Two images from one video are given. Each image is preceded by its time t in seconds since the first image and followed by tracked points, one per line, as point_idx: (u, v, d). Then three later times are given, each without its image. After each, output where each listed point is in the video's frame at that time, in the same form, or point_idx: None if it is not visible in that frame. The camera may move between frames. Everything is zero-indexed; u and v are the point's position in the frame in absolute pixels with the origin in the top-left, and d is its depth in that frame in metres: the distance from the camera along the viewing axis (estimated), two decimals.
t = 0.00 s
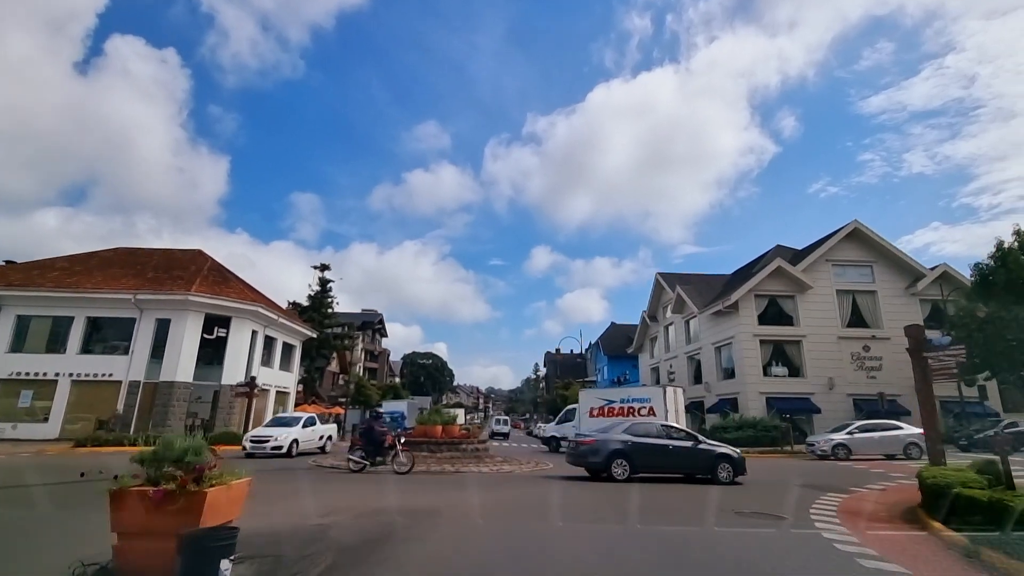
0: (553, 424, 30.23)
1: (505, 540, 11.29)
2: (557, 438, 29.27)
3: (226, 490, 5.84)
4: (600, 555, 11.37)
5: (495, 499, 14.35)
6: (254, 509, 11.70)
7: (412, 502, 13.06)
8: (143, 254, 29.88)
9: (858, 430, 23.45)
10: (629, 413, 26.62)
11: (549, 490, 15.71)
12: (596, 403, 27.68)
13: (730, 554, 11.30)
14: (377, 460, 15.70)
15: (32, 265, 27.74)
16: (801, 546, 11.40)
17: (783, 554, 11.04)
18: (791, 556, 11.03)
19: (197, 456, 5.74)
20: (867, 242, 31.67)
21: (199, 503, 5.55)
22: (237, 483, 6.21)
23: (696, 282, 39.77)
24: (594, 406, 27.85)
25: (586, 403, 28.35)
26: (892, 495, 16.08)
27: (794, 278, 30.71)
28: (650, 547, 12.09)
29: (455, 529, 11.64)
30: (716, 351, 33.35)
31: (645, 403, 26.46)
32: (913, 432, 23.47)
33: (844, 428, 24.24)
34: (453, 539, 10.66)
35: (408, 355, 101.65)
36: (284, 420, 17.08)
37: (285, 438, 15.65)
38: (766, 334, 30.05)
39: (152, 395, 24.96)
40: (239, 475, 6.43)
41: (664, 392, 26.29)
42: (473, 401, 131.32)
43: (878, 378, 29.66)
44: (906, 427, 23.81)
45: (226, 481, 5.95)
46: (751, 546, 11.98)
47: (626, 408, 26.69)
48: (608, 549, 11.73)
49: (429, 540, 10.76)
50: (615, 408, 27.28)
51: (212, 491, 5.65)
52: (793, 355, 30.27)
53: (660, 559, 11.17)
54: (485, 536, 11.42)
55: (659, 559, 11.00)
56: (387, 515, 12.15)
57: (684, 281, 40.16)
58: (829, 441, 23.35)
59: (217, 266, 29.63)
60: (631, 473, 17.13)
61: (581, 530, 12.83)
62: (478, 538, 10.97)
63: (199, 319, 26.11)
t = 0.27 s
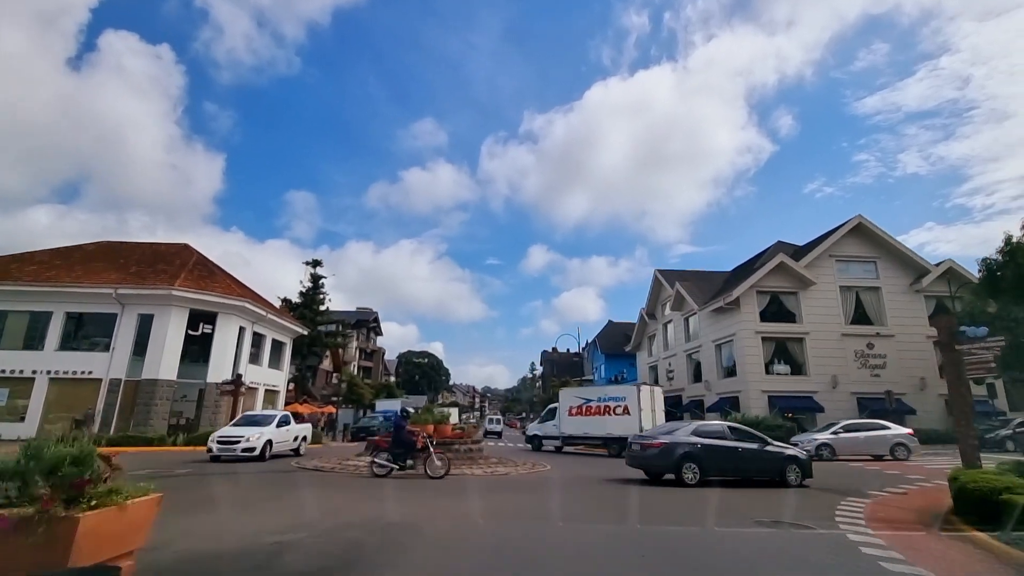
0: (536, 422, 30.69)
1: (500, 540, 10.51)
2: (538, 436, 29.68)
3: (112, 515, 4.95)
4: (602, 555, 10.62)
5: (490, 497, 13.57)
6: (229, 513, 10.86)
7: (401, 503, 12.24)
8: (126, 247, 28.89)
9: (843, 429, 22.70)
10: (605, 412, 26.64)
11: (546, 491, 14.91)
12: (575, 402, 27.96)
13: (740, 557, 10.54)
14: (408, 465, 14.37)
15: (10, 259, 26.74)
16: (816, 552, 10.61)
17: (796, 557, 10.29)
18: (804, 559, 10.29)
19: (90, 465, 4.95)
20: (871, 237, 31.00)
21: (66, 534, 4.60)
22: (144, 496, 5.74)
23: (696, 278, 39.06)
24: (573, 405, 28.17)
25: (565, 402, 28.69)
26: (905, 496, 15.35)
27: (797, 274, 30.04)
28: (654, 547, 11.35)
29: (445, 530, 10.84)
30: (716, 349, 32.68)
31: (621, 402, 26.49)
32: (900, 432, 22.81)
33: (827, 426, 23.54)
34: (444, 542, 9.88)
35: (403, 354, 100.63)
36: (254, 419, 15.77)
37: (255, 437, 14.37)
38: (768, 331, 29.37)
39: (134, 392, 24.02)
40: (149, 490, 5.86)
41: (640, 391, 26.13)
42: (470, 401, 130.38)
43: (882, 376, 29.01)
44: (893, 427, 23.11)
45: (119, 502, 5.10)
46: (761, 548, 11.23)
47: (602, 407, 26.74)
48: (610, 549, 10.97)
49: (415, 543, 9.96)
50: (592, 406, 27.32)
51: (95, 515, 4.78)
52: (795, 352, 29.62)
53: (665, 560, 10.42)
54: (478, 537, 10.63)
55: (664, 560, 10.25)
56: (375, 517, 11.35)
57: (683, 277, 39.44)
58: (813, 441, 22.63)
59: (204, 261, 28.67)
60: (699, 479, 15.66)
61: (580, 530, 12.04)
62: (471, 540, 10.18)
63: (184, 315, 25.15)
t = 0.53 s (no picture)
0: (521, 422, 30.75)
1: (494, 545, 9.83)
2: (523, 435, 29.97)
3: None
4: (602, 556, 9.99)
5: (485, 499, 12.81)
6: (204, 522, 10.12)
7: (389, 506, 11.52)
8: (109, 244, 27.95)
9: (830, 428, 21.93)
10: (582, 411, 26.26)
11: (546, 493, 14.18)
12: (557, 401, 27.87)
13: (750, 560, 9.90)
14: (442, 470, 13.26)
15: None
16: (832, 560, 9.96)
17: (811, 562, 9.66)
18: (819, 565, 9.65)
19: None
20: (873, 232, 30.45)
21: None
22: (7, 526, 6.20)
23: (694, 275, 38.44)
24: (555, 404, 28.12)
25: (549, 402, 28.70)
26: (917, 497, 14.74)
27: (798, 269, 29.45)
28: (658, 548, 10.71)
29: (435, 534, 10.15)
30: (715, 346, 32.06)
31: (598, 400, 25.95)
32: (888, 430, 22.09)
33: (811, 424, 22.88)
34: (432, 549, 9.16)
35: (398, 354, 99.65)
36: (221, 420, 14.63)
37: (227, 441, 13.42)
38: (769, 327, 28.77)
39: (115, 393, 23.16)
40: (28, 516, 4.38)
41: (617, 389, 25.46)
42: (466, 400, 129.65)
43: (885, 373, 28.48)
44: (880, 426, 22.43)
45: None
46: (770, 552, 10.62)
47: (580, 406, 26.36)
48: (611, 550, 10.33)
49: (403, 550, 9.25)
50: (571, 405, 27.03)
51: None
52: (796, 349, 29.05)
53: (670, 563, 9.79)
54: (471, 541, 9.94)
55: (669, 563, 9.60)
56: (361, 523, 10.65)
57: (681, 274, 38.82)
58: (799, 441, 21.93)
59: (189, 257, 27.77)
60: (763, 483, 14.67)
61: (580, 532, 11.39)
62: (463, 545, 9.50)
63: (168, 313, 24.27)
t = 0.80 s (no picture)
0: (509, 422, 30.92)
1: (490, 547, 9.12)
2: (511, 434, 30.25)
3: None
4: (606, 556, 9.30)
5: (480, 501, 12.05)
6: (175, 530, 9.36)
7: (376, 508, 10.77)
8: (91, 240, 27.04)
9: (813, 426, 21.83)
10: (562, 407, 25.86)
11: (544, 493, 13.45)
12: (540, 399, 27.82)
13: (763, 562, 9.22)
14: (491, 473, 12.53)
15: None
16: (852, 562, 9.27)
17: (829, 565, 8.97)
18: (839, 567, 8.96)
19: None
20: (875, 223, 29.84)
21: None
22: None
23: (693, 269, 37.77)
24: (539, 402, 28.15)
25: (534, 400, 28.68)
26: (933, 494, 14.07)
27: (800, 262, 28.82)
28: (664, 546, 10.05)
29: (426, 536, 9.44)
30: (716, 341, 31.42)
31: (577, 397, 25.51)
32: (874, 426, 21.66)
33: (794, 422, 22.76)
34: (421, 557, 8.41)
35: (395, 353, 98.75)
36: (190, 420, 13.70)
37: (200, 446, 12.59)
38: (771, 321, 28.14)
39: (97, 394, 22.31)
40: None
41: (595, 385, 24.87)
42: (463, 399, 128.76)
43: (890, 367, 27.89)
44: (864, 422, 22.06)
45: None
46: (784, 552, 9.95)
47: (560, 402, 25.96)
48: (615, 550, 9.65)
49: (390, 554, 8.53)
50: (552, 402, 26.72)
51: None
52: (799, 343, 28.43)
53: (678, 563, 9.09)
54: (465, 543, 9.23)
55: (678, 564, 8.91)
56: (344, 527, 9.88)
57: (680, 268, 38.14)
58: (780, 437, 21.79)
59: (174, 253, 26.89)
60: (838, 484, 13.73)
61: (580, 532, 10.67)
62: (455, 549, 8.77)
63: (151, 310, 23.41)
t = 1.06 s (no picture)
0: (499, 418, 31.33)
1: (488, 548, 8.46)
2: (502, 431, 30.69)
3: None
4: (611, 557, 8.66)
5: (475, 501, 11.38)
6: (152, 533, 8.66)
7: (364, 507, 10.09)
8: (75, 234, 26.22)
9: (790, 424, 21.62)
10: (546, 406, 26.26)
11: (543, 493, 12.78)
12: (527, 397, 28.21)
13: (780, 563, 8.54)
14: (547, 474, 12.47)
15: None
16: (879, 560, 8.64)
17: (850, 566, 8.33)
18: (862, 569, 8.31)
19: None
20: (880, 215, 29.20)
21: None
22: None
23: (693, 264, 37.11)
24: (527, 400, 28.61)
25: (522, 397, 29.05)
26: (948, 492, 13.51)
27: (804, 255, 28.18)
28: (674, 546, 9.43)
29: (418, 537, 8.77)
30: (717, 337, 30.79)
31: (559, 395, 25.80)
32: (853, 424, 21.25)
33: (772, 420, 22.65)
34: (411, 564, 7.73)
35: (392, 351, 98.01)
36: (162, 419, 12.82)
37: (181, 449, 11.85)
38: (774, 316, 27.51)
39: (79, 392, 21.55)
40: None
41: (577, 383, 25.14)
42: (461, 397, 127.94)
43: (895, 362, 27.32)
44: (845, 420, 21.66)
45: None
46: (798, 551, 9.33)
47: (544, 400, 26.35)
48: (618, 551, 8.97)
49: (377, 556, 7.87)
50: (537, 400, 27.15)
51: None
52: (803, 338, 27.81)
53: (689, 563, 8.43)
54: (461, 544, 8.58)
55: (695, 564, 8.29)
56: (329, 528, 9.21)
57: (680, 263, 37.47)
58: (759, 436, 21.54)
59: (161, 247, 26.09)
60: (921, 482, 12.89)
61: (582, 532, 10.02)
62: (445, 551, 8.08)
63: (136, 305, 22.64)
